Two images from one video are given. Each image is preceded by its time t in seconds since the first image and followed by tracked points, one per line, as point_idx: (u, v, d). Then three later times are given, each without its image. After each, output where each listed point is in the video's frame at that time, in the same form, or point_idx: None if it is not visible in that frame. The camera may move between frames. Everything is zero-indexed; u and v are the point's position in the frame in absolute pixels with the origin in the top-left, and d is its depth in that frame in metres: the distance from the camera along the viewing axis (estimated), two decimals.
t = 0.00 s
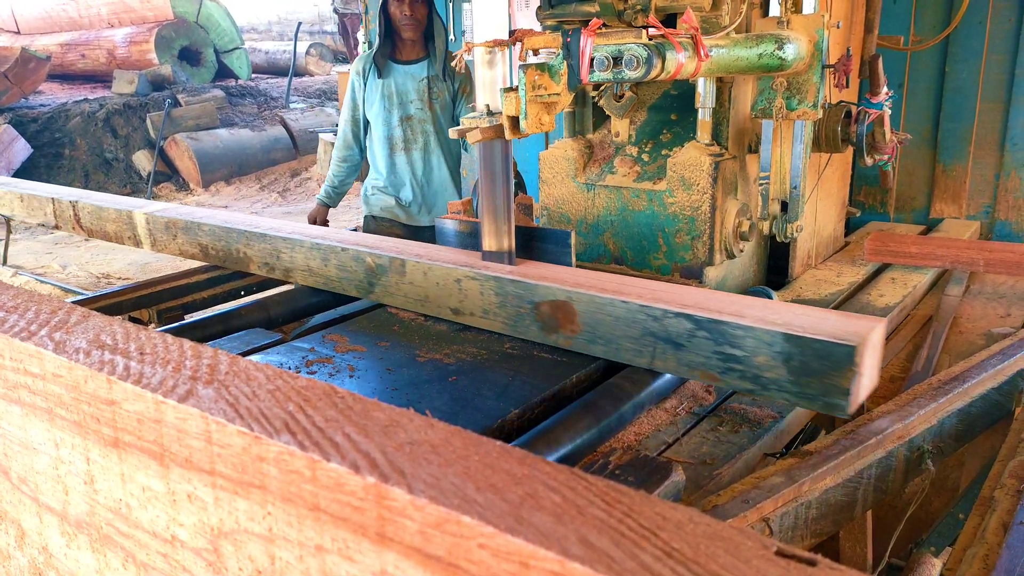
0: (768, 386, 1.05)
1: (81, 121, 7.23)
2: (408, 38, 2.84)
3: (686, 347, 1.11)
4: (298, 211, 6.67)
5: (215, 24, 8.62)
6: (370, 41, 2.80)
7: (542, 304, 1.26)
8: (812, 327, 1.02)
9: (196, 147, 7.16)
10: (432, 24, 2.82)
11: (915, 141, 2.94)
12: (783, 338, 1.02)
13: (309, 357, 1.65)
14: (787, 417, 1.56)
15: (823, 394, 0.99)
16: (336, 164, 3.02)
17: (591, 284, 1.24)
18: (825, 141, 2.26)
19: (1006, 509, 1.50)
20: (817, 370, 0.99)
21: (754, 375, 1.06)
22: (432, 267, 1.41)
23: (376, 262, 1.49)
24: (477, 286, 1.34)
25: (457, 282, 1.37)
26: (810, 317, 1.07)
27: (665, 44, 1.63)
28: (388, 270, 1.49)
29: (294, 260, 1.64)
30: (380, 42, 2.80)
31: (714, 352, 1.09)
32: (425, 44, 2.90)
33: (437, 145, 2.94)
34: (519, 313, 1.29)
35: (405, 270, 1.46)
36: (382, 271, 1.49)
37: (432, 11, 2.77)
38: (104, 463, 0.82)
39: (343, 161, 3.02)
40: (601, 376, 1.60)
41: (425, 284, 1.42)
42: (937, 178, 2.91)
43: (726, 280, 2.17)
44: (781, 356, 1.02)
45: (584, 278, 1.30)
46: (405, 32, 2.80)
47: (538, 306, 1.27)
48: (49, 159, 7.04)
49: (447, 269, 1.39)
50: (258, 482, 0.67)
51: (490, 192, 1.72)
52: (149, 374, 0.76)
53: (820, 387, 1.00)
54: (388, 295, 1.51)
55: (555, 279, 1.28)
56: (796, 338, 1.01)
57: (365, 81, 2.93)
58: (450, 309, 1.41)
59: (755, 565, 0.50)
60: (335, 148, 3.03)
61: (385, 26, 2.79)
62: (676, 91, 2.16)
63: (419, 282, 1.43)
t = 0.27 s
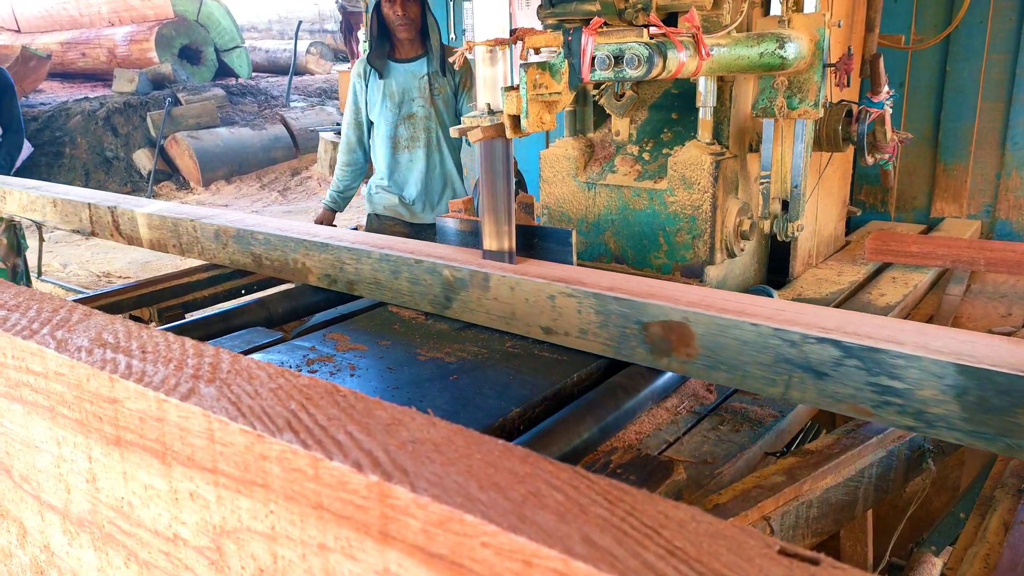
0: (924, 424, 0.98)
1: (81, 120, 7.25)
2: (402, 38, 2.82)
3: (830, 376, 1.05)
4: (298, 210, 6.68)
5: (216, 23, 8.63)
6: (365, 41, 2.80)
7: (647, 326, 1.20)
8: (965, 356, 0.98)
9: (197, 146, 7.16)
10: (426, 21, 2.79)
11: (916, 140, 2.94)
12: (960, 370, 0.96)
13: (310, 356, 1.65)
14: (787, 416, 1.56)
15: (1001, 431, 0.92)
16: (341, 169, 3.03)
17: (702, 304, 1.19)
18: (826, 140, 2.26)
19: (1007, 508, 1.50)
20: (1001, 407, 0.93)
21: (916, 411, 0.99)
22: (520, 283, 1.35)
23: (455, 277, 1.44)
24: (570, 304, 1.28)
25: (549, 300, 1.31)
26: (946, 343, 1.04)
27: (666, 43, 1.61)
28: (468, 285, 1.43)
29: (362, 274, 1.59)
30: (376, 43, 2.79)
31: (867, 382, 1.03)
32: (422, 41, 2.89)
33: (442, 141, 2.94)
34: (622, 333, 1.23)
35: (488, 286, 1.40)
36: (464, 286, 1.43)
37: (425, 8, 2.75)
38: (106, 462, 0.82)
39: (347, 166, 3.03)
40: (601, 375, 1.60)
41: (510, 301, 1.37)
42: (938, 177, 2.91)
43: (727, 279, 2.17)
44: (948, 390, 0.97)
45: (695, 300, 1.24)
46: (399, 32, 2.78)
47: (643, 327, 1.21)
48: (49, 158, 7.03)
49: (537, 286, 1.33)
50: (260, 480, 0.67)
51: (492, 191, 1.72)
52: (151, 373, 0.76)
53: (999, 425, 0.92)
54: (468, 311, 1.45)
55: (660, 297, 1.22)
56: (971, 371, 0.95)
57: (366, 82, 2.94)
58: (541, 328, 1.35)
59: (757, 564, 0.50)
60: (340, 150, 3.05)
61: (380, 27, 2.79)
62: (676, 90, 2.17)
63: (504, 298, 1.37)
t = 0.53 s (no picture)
0: None
1: (80, 118, 7.20)
2: (395, 36, 2.81)
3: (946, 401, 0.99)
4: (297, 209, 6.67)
5: (214, 21, 8.62)
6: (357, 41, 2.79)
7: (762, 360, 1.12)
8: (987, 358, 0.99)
9: (195, 144, 7.16)
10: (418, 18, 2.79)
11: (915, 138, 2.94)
12: None
13: (309, 354, 1.65)
14: (787, 414, 1.56)
15: None
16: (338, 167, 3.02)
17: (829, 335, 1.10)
18: (825, 138, 2.26)
19: (1006, 505, 1.51)
20: None
21: None
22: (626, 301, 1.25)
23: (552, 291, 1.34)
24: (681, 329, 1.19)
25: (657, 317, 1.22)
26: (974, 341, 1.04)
27: (665, 41, 1.61)
28: (553, 301, 1.35)
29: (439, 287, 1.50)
30: (368, 42, 2.78)
31: None
32: (415, 38, 2.88)
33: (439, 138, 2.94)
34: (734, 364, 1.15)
35: (582, 301, 1.31)
36: (562, 301, 1.33)
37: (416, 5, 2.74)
38: (106, 460, 0.82)
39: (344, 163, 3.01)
40: (601, 372, 1.60)
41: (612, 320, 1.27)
42: (937, 175, 2.90)
43: (726, 277, 2.17)
44: (1004, 400, 0.95)
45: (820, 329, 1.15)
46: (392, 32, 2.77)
47: (765, 362, 1.12)
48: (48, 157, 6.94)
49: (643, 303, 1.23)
50: (261, 479, 0.67)
51: (492, 190, 1.72)
52: (151, 371, 0.76)
53: None
54: (553, 328, 1.36)
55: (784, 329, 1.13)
56: None
57: (361, 81, 2.93)
58: (640, 350, 1.26)
59: (760, 561, 0.50)
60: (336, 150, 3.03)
61: (371, 26, 2.77)
62: (675, 88, 2.16)
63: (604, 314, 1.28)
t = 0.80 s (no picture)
0: None
1: (76, 119, 7.17)
2: (389, 38, 2.81)
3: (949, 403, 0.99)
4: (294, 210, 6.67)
5: (211, 22, 8.62)
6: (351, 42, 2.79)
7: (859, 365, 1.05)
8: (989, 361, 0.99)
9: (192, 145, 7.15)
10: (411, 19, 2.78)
11: (911, 139, 2.95)
12: None
13: (307, 355, 1.65)
14: (784, 414, 1.56)
15: None
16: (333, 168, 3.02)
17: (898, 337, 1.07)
18: (821, 138, 2.25)
19: (1003, 506, 1.51)
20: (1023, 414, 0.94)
21: None
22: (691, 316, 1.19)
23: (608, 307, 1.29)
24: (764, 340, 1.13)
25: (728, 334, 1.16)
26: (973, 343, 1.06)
27: (662, 42, 1.61)
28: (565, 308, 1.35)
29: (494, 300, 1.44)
30: (362, 44, 2.78)
31: None
32: (408, 40, 2.88)
33: (433, 140, 2.94)
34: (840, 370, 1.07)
35: (643, 322, 1.25)
36: (628, 317, 1.27)
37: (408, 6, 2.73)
38: (102, 462, 0.82)
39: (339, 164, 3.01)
40: (598, 373, 1.60)
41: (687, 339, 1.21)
42: (933, 176, 2.91)
43: (723, 278, 2.18)
44: None
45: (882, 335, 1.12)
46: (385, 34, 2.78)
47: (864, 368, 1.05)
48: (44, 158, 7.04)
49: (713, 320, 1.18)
50: (257, 480, 0.67)
51: (489, 191, 1.72)
52: (148, 373, 0.76)
53: None
54: (661, 354, 1.24)
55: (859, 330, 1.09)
56: None
57: (354, 83, 2.93)
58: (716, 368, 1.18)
59: (756, 563, 0.50)
60: (332, 151, 3.03)
61: (364, 28, 2.77)
62: (674, 89, 2.17)
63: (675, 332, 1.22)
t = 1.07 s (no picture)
0: None
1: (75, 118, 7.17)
2: (388, 38, 2.81)
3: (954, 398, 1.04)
4: (293, 208, 6.67)
5: (210, 21, 8.61)
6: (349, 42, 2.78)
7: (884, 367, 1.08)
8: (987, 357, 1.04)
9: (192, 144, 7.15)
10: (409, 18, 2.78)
11: (911, 138, 2.95)
12: None
13: (306, 354, 1.65)
14: (783, 413, 1.56)
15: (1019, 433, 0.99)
16: (332, 167, 3.03)
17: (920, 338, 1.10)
18: (821, 137, 2.24)
19: (1002, 505, 1.51)
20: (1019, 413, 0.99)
21: None
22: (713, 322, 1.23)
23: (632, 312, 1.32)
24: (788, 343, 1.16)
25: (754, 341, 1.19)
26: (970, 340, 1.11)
27: (662, 41, 1.62)
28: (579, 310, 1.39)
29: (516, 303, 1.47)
30: (360, 44, 2.77)
31: None
32: (406, 39, 2.87)
33: (431, 139, 2.93)
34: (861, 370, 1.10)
35: (777, 348, 1.17)
36: (653, 317, 1.29)
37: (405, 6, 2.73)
38: (102, 461, 0.82)
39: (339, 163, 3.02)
40: (597, 372, 1.60)
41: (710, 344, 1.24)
42: (933, 175, 2.91)
43: (723, 277, 2.18)
44: None
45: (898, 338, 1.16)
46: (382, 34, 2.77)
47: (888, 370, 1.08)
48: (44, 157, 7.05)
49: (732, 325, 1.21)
50: (257, 479, 0.67)
51: (488, 190, 1.72)
52: (147, 371, 0.76)
53: None
54: (797, 385, 1.15)
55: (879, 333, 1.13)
56: None
57: (352, 82, 2.92)
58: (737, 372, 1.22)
59: (756, 561, 0.50)
60: (331, 151, 3.03)
61: (363, 30, 2.76)
62: (673, 88, 2.17)
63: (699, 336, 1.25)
